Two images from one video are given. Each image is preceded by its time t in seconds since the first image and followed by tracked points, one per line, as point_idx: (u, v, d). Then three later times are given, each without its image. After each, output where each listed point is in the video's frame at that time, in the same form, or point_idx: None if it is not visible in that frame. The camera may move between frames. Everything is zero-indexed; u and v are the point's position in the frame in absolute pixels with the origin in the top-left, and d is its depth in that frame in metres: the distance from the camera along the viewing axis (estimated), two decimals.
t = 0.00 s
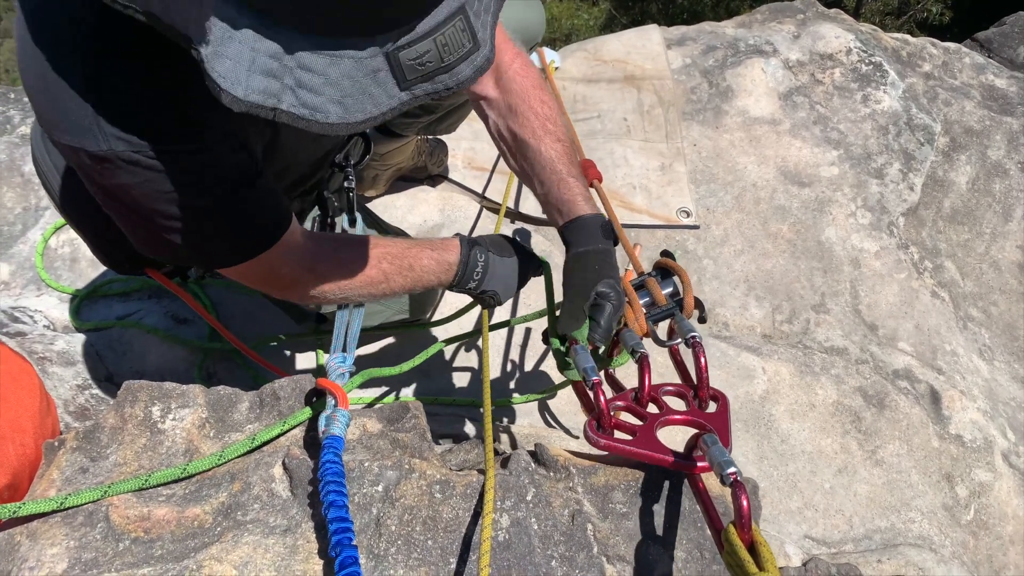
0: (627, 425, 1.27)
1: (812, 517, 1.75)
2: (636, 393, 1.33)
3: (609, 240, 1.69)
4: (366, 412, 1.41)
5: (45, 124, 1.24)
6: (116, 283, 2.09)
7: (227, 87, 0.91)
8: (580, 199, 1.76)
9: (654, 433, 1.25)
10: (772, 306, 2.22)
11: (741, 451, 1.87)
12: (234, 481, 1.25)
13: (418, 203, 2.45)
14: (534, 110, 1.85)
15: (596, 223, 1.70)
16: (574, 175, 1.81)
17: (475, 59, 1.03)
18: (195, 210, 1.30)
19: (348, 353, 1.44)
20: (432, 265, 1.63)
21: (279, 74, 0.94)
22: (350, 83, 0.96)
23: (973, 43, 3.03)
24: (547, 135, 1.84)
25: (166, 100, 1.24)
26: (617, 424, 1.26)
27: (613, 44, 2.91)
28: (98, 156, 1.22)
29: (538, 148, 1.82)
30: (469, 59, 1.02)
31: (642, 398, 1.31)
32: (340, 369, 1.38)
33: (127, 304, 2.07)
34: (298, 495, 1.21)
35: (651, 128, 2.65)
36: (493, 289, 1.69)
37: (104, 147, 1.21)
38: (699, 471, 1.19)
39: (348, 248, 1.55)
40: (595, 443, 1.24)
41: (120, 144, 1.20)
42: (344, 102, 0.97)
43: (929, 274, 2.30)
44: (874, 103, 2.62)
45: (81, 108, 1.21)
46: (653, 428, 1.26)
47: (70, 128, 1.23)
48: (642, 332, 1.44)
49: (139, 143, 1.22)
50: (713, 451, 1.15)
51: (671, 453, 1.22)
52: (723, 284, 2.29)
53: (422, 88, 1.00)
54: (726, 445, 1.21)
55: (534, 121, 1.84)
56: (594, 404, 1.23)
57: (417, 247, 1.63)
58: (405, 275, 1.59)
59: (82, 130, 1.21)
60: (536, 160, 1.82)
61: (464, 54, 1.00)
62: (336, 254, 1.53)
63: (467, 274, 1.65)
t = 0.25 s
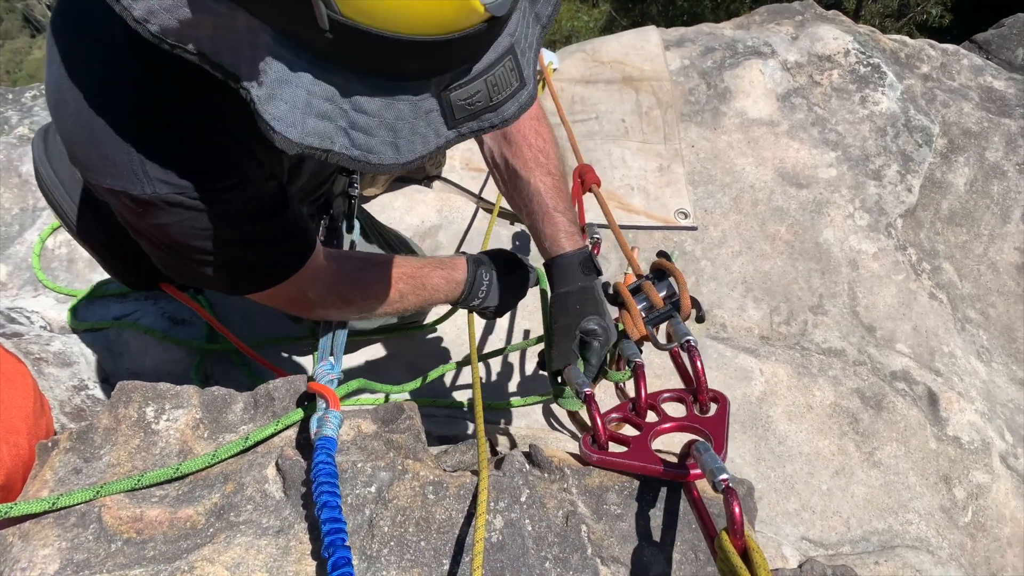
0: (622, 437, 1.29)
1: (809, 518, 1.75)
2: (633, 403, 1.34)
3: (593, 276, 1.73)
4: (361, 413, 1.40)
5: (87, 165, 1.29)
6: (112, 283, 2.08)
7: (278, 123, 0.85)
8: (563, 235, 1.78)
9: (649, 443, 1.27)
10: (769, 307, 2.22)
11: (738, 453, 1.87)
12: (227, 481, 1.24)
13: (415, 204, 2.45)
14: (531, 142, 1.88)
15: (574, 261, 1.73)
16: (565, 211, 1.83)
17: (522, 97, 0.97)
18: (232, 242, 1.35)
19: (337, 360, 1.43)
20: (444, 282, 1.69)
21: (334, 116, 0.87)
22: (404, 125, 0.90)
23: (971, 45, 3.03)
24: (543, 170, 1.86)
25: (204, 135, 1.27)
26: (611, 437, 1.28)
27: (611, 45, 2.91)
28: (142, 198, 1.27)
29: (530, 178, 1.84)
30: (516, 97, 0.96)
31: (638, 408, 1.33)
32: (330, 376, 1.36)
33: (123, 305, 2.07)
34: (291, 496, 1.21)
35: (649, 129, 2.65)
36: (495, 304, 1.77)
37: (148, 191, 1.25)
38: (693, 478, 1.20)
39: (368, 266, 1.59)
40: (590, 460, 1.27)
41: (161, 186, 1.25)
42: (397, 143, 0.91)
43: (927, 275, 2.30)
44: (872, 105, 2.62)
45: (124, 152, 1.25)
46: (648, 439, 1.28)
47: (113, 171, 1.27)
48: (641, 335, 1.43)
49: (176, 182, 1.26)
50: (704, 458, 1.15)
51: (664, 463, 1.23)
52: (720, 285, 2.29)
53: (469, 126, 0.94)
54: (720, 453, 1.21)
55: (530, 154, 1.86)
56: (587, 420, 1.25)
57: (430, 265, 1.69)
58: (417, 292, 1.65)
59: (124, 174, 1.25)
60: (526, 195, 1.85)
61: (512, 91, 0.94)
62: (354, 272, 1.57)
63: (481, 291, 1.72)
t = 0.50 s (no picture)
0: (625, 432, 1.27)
1: (809, 519, 1.75)
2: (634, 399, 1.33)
3: (575, 235, 1.82)
4: (363, 414, 1.40)
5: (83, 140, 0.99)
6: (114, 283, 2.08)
7: (345, 87, 0.71)
8: (546, 196, 1.87)
9: (652, 439, 1.26)
10: (770, 307, 2.23)
11: (739, 453, 1.87)
12: (230, 483, 1.25)
13: (416, 205, 2.45)
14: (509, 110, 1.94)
15: (557, 220, 1.82)
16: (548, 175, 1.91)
17: (573, 50, 0.88)
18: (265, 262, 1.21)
19: (343, 359, 1.49)
20: (437, 306, 1.64)
21: (408, 81, 0.74)
22: (474, 86, 0.78)
23: (971, 45, 3.04)
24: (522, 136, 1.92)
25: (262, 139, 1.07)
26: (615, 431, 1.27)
27: (611, 46, 2.91)
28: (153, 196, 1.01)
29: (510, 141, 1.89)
30: (570, 51, 0.88)
31: (640, 405, 1.32)
32: (336, 376, 1.43)
33: (125, 305, 2.07)
34: (294, 498, 1.21)
35: (649, 129, 2.65)
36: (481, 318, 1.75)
37: (161, 189, 1.01)
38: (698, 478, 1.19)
39: (370, 285, 1.50)
40: (592, 451, 1.25)
41: (187, 195, 1.03)
42: (466, 105, 0.79)
43: (927, 276, 2.30)
44: (872, 105, 2.62)
45: (140, 138, 0.98)
46: (651, 435, 1.27)
47: (106, 146, 0.98)
48: (639, 337, 1.41)
49: (207, 189, 1.04)
50: (710, 458, 1.15)
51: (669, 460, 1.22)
52: (720, 285, 2.29)
53: (527, 84, 0.84)
54: (725, 451, 1.21)
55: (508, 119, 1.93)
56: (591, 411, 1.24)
57: (430, 286, 1.62)
58: (408, 312, 1.60)
59: (136, 167, 0.99)
60: (505, 157, 1.89)
61: (570, 44, 0.86)
62: (354, 290, 1.46)
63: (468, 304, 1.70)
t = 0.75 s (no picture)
0: (621, 435, 1.27)
1: (809, 519, 1.75)
2: (628, 402, 1.32)
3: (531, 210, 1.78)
4: (362, 414, 1.40)
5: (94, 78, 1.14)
6: (114, 284, 2.09)
7: (460, 35, 0.83)
8: (505, 171, 1.83)
9: (649, 441, 1.26)
10: (770, 307, 2.23)
11: (739, 453, 1.87)
12: (229, 483, 1.25)
13: (416, 205, 2.46)
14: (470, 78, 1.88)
15: (513, 199, 1.78)
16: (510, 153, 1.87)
17: None
18: (248, 213, 1.35)
19: (353, 355, 1.48)
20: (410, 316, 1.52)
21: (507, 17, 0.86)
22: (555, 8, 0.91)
23: (971, 46, 3.04)
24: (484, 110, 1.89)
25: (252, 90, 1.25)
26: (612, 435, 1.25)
27: (611, 46, 2.92)
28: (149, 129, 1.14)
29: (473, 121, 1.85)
30: None
31: (635, 407, 1.31)
32: (343, 369, 1.40)
33: (125, 305, 2.07)
34: (293, 498, 1.21)
35: (649, 130, 2.65)
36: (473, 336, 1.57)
37: (158, 121, 1.14)
38: (697, 479, 1.19)
39: (333, 278, 1.51)
40: (591, 455, 1.23)
41: (183, 135, 1.16)
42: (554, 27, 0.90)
43: (927, 276, 2.30)
44: (871, 106, 2.62)
45: (147, 69, 1.13)
46: (647, 437, 1.26)
47: (115, 89, 1.13)
48: (629, 340, 1.42)
49: (198, 129, 1.18)
50: (708, 459, 1.15)
51: (668, 462, 1.22)
52: (720, 286, 2.29)
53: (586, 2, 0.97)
54: (722, 452, 1.21)
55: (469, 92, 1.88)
56: (590, 414, 1.22)
57: (399, 292, 1.52)
58: (368, 318, 1.52)
59: (138, 95, 1.13)
60: (470, 133, 1.86)
61: None
62: (310, 280, 1.50)
63: (467, 326, 1.49)
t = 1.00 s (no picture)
0: (627, 429, 1.26)
1: (809, 519, 1.75)
2: (633, 395, 1.31)
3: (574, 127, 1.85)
4: (363, 414, 1.40)
5: (116, 29, 1.13)
6: (114, 284, 2.09)
7: None
8: (541, 106, 1.87)
9: (653, 435, 1.25)
10: (770, 307, 2.23)
11: (739, 454, 1.87)
12: (230, 483, 1.25)
13: (417, 205, 2.45)
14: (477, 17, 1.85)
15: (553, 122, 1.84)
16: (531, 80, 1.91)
17: None
18: (262, 178, 1.28)
19: (347, 344, 1.42)
20: (397, 298, 1.44)
21: None
22: None
23: (971, 46, 3.04)
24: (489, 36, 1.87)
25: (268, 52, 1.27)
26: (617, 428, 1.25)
27: (611, 46, 2.91)
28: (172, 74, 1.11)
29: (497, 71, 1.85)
30: None
31: (640, 401, 1.30)
32: (338, 362, 1.36)
33: (125, 305, 2.07)
34: (293, 498, 1.21)
35: (649, 130, 2.65)
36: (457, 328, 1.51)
37: (182, 65, 1.11)
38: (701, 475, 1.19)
39: (320, 254, 1.40)
40: (595, 447, 1.22)
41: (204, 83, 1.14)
42: None
43: (927, 276, 2.30)
44: (872, 106, 2.62)
45: (173, 19, 1.12)
46: (652, 431, 1.26)
47: (138, 35, 1.11)
48: (639, 336, 1.42)
49: (220, 78, 1.16)
50: (714, 455, 1.15)
51: (673, 457, 1.21)
52: (720, 286, 2.29)
53: None
54: (727, 448, 1.21)
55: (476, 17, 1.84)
56: (598, 407, 1.21)
57: (387, 273, 1.43)
58: (354, 299, 1.43)
59: (162, 41, 1.11)
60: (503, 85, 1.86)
61: None
62: (296, 256, 1.38)
63: (456, 309, 1.46)
